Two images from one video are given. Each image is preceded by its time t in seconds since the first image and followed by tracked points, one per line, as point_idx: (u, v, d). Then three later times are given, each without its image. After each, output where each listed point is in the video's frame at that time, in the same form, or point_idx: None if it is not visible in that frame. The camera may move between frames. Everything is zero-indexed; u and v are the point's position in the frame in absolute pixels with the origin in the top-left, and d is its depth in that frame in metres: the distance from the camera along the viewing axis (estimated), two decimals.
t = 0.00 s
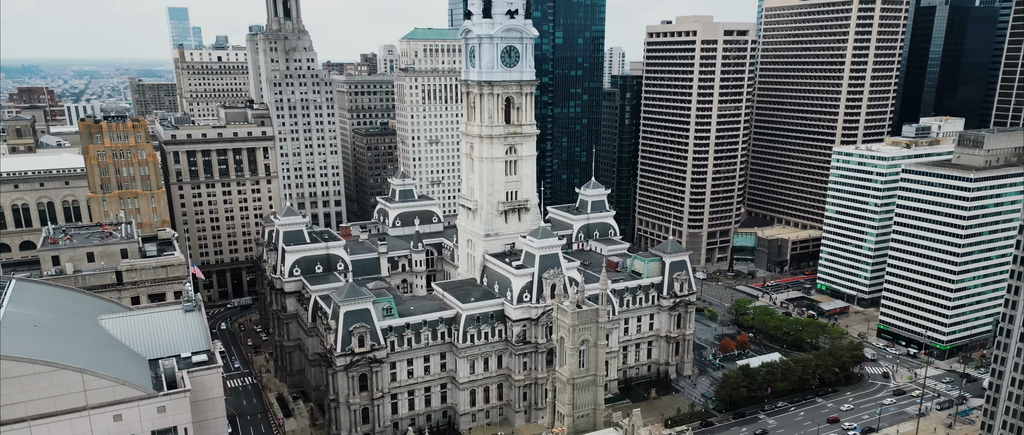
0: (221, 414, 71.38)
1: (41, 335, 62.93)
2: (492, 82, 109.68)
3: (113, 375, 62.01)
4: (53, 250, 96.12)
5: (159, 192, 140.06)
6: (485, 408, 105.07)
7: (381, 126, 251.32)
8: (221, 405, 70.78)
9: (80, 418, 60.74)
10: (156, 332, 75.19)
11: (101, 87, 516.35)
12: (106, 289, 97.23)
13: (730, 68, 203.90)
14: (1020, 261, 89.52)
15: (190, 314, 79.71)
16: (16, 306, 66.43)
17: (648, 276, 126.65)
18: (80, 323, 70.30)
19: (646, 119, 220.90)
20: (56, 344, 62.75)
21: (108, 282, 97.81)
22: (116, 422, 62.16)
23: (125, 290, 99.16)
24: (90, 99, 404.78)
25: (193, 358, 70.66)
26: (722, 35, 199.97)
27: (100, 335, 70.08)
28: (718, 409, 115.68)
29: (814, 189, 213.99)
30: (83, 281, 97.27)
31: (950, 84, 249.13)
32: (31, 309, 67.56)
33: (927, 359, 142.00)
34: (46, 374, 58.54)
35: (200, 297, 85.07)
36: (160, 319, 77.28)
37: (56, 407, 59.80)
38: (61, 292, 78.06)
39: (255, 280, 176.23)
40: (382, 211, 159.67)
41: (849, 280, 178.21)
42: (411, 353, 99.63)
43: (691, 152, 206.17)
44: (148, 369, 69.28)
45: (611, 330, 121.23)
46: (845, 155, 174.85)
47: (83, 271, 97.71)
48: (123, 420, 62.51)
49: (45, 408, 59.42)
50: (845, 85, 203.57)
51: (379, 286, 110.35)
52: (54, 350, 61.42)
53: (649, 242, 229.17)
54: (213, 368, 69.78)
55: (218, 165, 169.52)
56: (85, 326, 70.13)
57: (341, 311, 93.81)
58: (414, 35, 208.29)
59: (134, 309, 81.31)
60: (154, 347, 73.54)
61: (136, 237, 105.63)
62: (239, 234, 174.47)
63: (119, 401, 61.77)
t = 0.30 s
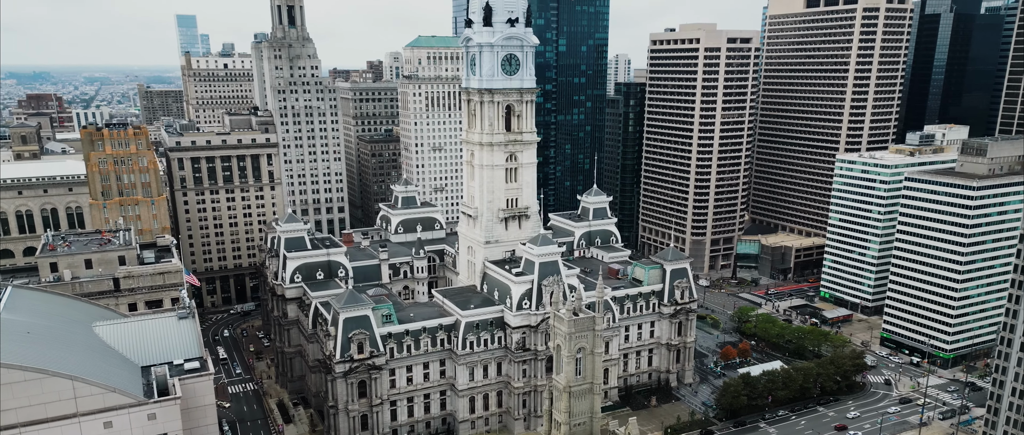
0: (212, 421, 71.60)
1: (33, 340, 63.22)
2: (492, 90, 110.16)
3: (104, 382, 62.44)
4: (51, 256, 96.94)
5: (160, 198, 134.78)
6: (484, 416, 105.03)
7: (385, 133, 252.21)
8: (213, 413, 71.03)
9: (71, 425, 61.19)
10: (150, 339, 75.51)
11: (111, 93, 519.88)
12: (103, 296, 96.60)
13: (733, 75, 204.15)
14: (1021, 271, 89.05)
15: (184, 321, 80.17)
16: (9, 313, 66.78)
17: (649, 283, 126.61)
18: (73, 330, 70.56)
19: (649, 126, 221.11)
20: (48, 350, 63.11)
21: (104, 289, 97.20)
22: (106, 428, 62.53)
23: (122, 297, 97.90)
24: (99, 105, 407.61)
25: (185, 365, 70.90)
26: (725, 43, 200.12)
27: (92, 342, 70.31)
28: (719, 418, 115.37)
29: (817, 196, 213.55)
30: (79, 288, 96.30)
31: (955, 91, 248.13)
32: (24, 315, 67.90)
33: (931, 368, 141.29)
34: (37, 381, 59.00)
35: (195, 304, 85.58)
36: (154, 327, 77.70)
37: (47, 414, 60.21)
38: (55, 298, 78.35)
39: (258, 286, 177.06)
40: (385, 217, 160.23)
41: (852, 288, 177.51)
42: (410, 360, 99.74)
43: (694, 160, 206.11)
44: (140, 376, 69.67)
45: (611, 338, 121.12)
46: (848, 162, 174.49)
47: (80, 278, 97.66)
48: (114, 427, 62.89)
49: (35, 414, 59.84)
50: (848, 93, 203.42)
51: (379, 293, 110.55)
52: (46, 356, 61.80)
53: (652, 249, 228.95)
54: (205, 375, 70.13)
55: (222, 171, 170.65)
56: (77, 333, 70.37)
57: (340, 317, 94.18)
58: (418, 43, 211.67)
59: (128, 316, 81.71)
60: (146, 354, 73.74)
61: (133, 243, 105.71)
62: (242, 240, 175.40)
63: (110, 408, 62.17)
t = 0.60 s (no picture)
0: (205, 426, 71.67)
1: (27, 344, 63.57)
2: (493, 95, 110.45)
3: (96, 387, 62.73)
4: (48, 260, 95.76)
5: (161, 203, 131.37)
6: (483, 420, 105.06)
7: (389, 138, 252.84)
8: (205, 417, 71.19)
9: (63, 429, 61.39)
10: (145, 344, 75.68)
11: (118, 97, 522.84)
12: (101, 300, 96.48)
13: (736, 80, 204.22)
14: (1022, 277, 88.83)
15: (178, 326, 80.36)
16: (4, 316, 67.12)
17: (650, 288, 126.90)
18: (67, 334, 70.83)
19: (652, 131, 221.21)
20: (41, 354, 63.40)
21: (102, 294, 96.98)
22: (98, 433, 62.72)
23: (119, 302, 97.97)
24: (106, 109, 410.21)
25: (179, 370, 71.22)
26: (728, 48, 200.18)
27: (86, 346, 70.58)
28: (719, 423, 115.18)
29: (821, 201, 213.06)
30: (79, 293, 95.80)
31: (960, 96, 247.45)
32: (20, 318, 68.23)
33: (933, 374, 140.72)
34: (30, 385, 59.38)
35: (190, 309, 85.88)
36: (149, 331, 77.92)
37: (39, 418, 60.47)
38: (51, 302, 78.25)
39: (261, 290, 177.62)
40: (387, 221, 160.69)
41: (855, 293, 176.92)
42: (409, 365, 99.92)
43: (697, 164, 205.92)
44: (134, 380, 69.97)
45: (611, 343, 121.14)
46: (851, 167, 174.16)
47: (79, 282, 97.16)
48: (105, 432, 63.07)
49: (28, 419, 60.15)
50: (852, 97, 203.15)
51: (378, 297, 110.80)
52: (39, 360, 62.17)
53: (655, 253, 228.80)
54: (197, 380, 70.38)
55: (226, 175, 171.60)
56: (71, 337, 70.59)
57: (339, 321, 94.51)
58: (423, 48, 211.58)
59: (124, 320, 81.94)
60: (140, 358, 73.91)
61: (131, 248, 104.56)
62: (245, 244, 176.15)
63: (101, 412, 62.40)
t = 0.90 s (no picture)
0: (198, 431, 70.09)
1: (18, 346, 61.93)
2: (492, 100, 110.71)
3: (88, 391, 61.13)
4: (47, 264, 94.88)
5: (161, 207, 132.54)
6: (483, 424, 105.06)
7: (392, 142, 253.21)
8: (198, 422, 69.65)
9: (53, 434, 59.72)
10: (139, 348, 73.99)
11: (127, 100, 525.85)
12: (97, 304, 95.62)
13: (739, 85, 204.03)
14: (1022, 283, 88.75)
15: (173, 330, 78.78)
16: None
17: (650, 293, 127.29)
18: (60, 336, 69.25)
19: (655, 135, 221.17)
20: (33, 356, 61.71)
21: (100, 297, 96.15)
22: None
23: (116, 305, 96.81)
24: (114, 112, 412.52)
25: (172, 374, 69.96)
26: (731, 52, 200.25)
27: (79, 349, 68.98)
28: (719, 429, 114.96)
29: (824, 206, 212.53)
30: (75, 297, 95.61)
31: (965, 100, 246.65)
32: (11, 320, 66.67)
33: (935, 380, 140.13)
34: (21, 389, 57.77)
35: (185, 313, 84.76)
36: (144, 335, 76.19)
37: (30, 422, 58.76)
38: (44, 304, 76.59)
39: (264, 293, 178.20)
40: (389, 225, 161.03)
41: (858, 298, 176.34)
42: (409, 369, 100.07)
43: (700, 169, 205.73)
44: (126, 385, 68.27)
45: (611, 347, 121.15)
46: (854, 172, 173.82)
47: (77, 285, 96.21)
48: None
49: (18, 422, 58.43)
50: (855, 102, 202.80)
51: (378, 301, 111.01)
52: (30, 362, 60.55)
53: (658, 257, 228.54)
54: (191, 384, 68.86)
55: (229, 179, 172.31)
56: (64, 339, 69.03)
57: (339, 325, 94.80)
58: (426, 53, 211.75)
59: (119, 324, 80.26)
60: (133, 362, 72.31)
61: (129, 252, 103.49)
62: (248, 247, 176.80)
63: (93, 416, 60.72)
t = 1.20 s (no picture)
0: None
1: (9, 348, 59.35)
2: (493, 104, 111.08)
3: (80, 395, 58.67)
4: (45, 268, 94.00)
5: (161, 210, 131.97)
6: (482, 429, 105.06)
7: (395, 145, 253.78)
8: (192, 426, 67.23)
9: None
10: (134, 351, 72.05)
11: (135, 104, 528.89)
12: (95, 308, 94.79)
13: (742, 89, 204.09)
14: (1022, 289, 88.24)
15: (168, 335, 77.16)
16: None
17: (651, 298, 126.06)
18: (51, 338, 66.72)
19: (658, 139, 221.16)
20: (24, 359, 59.14)
21: (98, 302, 95.46)
22: None
23: (114, 309, 96.14)
24: (120, 115, 414.58)
25: (164, 377, 67.46)
26: (734, 56, 200.29)
27: (70, 350, 66.47)
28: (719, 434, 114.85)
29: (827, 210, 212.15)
30: (73, 301, 94.10)
31: (969, 104, 245.80)
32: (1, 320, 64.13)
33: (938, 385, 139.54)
34: (13, 393, 55.37)
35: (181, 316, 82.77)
36: (140, 338, 74.81)
37: (21, 426, 56.22)
38: (38, 307, 74.71)
39: (266, 297, 178.92)
40: (391, 229, 161.43)
41: (861, 303, 175.80)
42: (408, 372, 100.29)
43: (703, 173, 205.60)
44: (120, 388, 66.02)
45: (611, 352, 121.23)
46: (857, 176, 173.40)
47: (75, 289, 95.76)
48: None
49: (8, 426, 55.90)
50: (859, 106, 202.45)
51: (378, 305, 111.18)
52: (23, 365, 58.13)
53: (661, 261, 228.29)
54: (184, 388, 66.43)
55: (232, 182, 173.16)
56: (55, 341, 66.51)
57: (338, 329, 95.12)
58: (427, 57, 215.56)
59: (115, 328, 78.73)
60: (127, 365, 69.76)
61: (127, 256, 103.08)
62: (251, 251, 177.46)
63: (85, 420, 58.22)
